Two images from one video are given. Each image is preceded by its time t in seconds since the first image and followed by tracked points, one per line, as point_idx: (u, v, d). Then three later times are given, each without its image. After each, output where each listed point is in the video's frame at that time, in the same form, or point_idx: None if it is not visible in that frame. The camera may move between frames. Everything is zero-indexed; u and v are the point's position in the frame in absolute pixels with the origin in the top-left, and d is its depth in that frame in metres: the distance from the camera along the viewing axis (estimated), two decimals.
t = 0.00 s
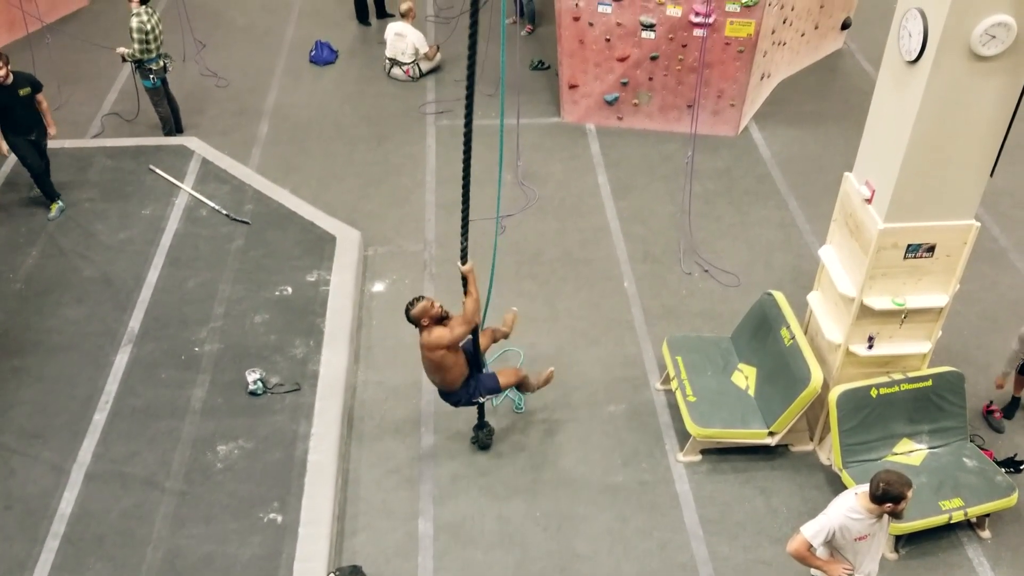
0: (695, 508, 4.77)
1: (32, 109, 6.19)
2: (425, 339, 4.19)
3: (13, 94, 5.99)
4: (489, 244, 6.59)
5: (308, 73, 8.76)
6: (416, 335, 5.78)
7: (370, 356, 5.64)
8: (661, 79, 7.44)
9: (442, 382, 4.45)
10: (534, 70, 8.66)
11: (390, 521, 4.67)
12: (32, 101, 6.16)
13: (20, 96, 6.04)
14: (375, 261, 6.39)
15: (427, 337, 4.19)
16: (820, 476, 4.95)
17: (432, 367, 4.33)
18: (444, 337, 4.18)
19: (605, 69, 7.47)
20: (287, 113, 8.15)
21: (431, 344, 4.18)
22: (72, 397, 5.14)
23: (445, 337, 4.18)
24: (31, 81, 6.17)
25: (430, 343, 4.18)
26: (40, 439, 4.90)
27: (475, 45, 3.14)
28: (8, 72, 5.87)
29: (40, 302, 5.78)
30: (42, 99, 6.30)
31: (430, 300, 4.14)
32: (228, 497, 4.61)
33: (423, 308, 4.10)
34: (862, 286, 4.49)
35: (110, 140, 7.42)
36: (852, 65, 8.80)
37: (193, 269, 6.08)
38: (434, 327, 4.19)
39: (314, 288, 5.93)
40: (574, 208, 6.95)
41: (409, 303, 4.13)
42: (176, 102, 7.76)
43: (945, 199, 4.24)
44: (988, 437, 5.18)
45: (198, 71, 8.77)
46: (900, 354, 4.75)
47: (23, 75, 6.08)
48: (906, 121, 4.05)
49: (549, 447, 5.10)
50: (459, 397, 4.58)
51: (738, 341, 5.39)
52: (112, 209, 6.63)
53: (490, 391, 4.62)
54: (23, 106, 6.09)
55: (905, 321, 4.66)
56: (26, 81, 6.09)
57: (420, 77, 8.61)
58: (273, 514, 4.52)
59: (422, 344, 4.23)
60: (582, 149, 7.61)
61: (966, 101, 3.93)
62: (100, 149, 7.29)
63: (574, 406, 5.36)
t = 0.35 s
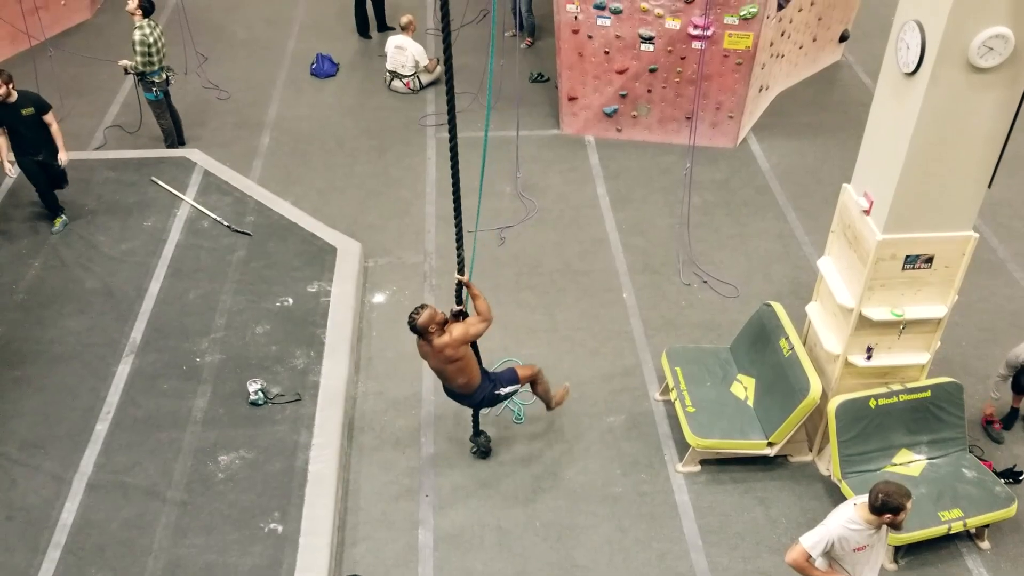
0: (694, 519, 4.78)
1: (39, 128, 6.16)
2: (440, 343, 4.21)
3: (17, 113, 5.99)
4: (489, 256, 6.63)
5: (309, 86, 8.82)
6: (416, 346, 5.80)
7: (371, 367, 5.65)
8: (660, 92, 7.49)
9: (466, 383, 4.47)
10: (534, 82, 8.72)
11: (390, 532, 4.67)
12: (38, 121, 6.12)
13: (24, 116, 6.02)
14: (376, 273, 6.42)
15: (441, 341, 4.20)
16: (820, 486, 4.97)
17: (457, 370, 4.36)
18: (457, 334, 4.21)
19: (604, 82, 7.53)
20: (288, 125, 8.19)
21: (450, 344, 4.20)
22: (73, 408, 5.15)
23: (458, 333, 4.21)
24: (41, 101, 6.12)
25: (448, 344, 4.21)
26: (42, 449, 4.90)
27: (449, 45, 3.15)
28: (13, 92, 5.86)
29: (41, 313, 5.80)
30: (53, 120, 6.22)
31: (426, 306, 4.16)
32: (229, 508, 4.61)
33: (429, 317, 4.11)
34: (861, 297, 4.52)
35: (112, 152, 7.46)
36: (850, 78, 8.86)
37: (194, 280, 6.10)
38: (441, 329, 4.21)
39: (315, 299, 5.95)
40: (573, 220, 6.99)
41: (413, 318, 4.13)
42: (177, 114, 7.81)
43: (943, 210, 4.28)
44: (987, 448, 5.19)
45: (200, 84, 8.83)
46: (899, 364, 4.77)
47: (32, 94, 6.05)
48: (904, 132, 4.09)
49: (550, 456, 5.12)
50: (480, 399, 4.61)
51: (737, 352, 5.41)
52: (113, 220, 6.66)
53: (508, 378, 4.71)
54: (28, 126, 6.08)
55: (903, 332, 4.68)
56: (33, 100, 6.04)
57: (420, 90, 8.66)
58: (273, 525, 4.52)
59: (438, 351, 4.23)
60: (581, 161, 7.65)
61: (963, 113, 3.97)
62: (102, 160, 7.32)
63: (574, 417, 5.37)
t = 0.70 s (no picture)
0: (695, 528, 4.77)
1: (39, 144, 6.03)
2: (464, 336, 3.98)
3: (18, 125, 5.89)
4: (489, 265, 6.63)
5: (309, 95, 8.84)
6: (416, 355, 5.80)
7: (371, 376, 5.64)
8: (660, 101, 7.51)
9: (480, 371, 4.23)
10: (534, 92, 8.74)
11: (390, 542, 4.65)
12: (40, 137, 5.99)
13: (25, 130, 5.91)
14: (376, 282, 6.42)
15: (464, 334, 3.99)
16: (820, 496, 4.95)
17: (475, 359, 4.12)
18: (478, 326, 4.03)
19: (604, 91, 7.54)
20: (288, 134, 8.21)
21: (474, 337, 3.99)
22: (73, 417, 5.14)
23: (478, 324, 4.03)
24: (48, 119, 5.99)
25: (471, 335, 3.99)
26: (41, 458, 4.89)
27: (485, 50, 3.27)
28: (17, 104, 5.77)
29: (41, 322, 5.79)
30: (54, 142, 6.04)
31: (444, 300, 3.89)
32: (228, 517, 4.60)
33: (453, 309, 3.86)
34: (862, 306, 4.52)
35: (113, 161, 7.47)
36: (850, 87, 8.88)
37: (194, 289, 6.10)
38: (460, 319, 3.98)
39: (315, 308, 5.95)
40: (574, 228, 6.99)
41: (440, 316, 3.83)
42: (178, 123, 7.82)
43: (942, 219, 4.28)
44: (988, 457, 5.18)
45: (201, 93, 8.85)
46: (899, 374, 4.77)
47: (38, 110, 5.92)
48: (904, 141, 4.10)
49: (550, 467, 5.10)
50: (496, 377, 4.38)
51: (737, 361, 5.41)
52: (114, 229, 6.66)
53: (510, 343, 4.42)
54: (27, 139, 5.96)
55: (904, 341, 4.68)
56: (37, 116, 5.92)
57: (421, 99, 8.68)
58: (273, 535, 4.51)
59: (461, 343, 3.99)
60: (581, 170, 7.66)
61: (963, 123, 3.98)
62: (102, 169, 7.33)
63: (574, 426, 5.36)
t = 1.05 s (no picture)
0: (695, 539, 4.75)
1: (45, 158, 6.01)
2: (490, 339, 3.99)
3: (26, 135, 5.89)
4: (489, 274, 6.63)
5: (310, 104, 8.86)
6: (416, 364, 5.79)
7: (370, 385, 5.63)
8: (660, 111, 7.53)
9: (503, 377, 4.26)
10: (535, 101, 8.76)
11: (388, 551, 4.64)
12: (45, 151, 5.96)
13: (30, 141, 5.90)
14: (375, 291, 6.42)
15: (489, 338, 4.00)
16: (820, 506, 4.94)
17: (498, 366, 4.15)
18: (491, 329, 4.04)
19: (604, 101, 7.56)
20: (289, 143, 8.22)
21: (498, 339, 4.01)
22: (72, 425, 5.12)
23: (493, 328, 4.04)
24: (57, 136, 5.94)
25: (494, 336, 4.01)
26: (39, 467, 4.87)
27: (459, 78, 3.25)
28: (27, 116, 5.76)
29: (40, 330, 5.79)
30: (60, 159, 5.97)
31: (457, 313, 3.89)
32: (227, 527, 4.58)
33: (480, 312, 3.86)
34: (861, 316, 4.52)
35: (113, 169, 7.47)
36: (849, 97, 8.91)
37: (194, 297, 6.09)
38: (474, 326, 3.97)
39: (314, 316, 5.95)
40: (574, 238, 7.00)
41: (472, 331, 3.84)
42: (178, 132, 7.83)
43: (941, 229, 4.29)
44: (988, 468, 5.18)
45: (202, 102, 8.87)
46: (898, 384, 4.76)
47: (48, 124, 5.90)
48: (903, 151, 4.11)
49: (549, 476, 5.09)
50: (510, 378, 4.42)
51: (736, 371, 5.40)
52: (114, 237, 6.66)
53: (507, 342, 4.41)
54: (32, 152, 5.96)
55: (903, 351, 4.68)
56: (46, 131, 5.89)
57: (421, 109, 8.70)
58: (271, 544, 4.49)
59: (490, 354, 4.02)
60: (581, 179, 7.67)
61: (962, 133, 3.99)
62: (103, 177, 7.33)
63: (573, 435, 5.35)
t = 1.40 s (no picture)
0: (697, 553, 4.73)
1: (54, 177, 6.01)
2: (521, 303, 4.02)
3: (37, 155, 5.89)
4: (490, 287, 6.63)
5: (311, 119, 8.89)
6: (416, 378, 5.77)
7: (370, 399, 5.62)
8: (660, 125, 7.55)
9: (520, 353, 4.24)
10: (535, 115, 8.80)
11: (388, 566, 4.61)
12: (54, 171, 5.94)
13: (39, 161, 5.90)
14: (376, 304, 6.41)
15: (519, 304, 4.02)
16: (822, 520, 4.92)
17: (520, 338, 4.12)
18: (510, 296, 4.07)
19: (604, 115, 7.59)
20: (290, 157, 8.25)
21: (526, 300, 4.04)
22: (72, 439, 5.10)
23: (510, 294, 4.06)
24: (66, 158, 5.92)
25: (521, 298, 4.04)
26: (38, 481, 4.85)
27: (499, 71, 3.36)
28: (37, 137, 5.75)
29: (41, 344, 5.77)
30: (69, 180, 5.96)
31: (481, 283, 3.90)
32: (227, 541, 4.55)
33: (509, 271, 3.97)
34: (862, 329, 4.52)
35: (114, 183, 7.48)
36: (848, 112, 8.94)
37: (194, 311, 6.09)
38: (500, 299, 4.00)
39: (315, 330, 5.94)
40: (574, 251, 7.01)
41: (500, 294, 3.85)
42: (180, 146, 7.85)
43: (942, 243, 4.29)
44: (990, 482, 5.16)
45: (203, 116, 8.89)
46: (900, 397, 4.76)
47: (58, 146, 5.88)
48: (903, 164, 4.12)
49: (551, 490, 5.07)
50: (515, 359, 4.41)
51: (738, 384, 5.38)
52: (115, 251, 6.66)
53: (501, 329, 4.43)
54: (43, 171, 5.97)
55: (905, 364, 4.68)
56: (55, 152, 5.88)
57: (422, 123, 8.73)
58: (271, 559, 4.46)
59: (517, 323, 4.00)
60: (581, 193, 7.69)
61: (961, 146, 4.00)
62: (104, 191, 7.34)
63: (574, 449, 5.33)
